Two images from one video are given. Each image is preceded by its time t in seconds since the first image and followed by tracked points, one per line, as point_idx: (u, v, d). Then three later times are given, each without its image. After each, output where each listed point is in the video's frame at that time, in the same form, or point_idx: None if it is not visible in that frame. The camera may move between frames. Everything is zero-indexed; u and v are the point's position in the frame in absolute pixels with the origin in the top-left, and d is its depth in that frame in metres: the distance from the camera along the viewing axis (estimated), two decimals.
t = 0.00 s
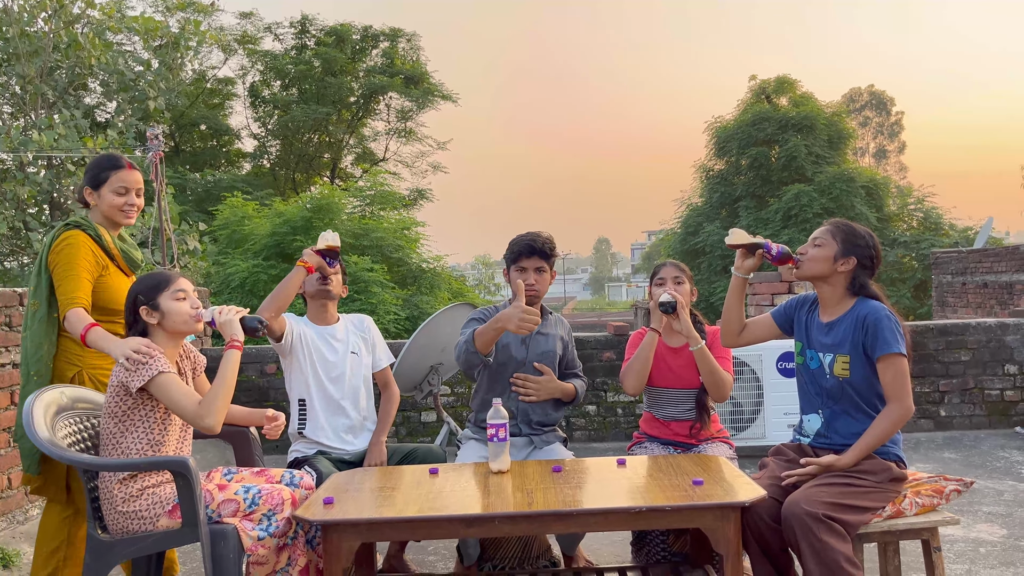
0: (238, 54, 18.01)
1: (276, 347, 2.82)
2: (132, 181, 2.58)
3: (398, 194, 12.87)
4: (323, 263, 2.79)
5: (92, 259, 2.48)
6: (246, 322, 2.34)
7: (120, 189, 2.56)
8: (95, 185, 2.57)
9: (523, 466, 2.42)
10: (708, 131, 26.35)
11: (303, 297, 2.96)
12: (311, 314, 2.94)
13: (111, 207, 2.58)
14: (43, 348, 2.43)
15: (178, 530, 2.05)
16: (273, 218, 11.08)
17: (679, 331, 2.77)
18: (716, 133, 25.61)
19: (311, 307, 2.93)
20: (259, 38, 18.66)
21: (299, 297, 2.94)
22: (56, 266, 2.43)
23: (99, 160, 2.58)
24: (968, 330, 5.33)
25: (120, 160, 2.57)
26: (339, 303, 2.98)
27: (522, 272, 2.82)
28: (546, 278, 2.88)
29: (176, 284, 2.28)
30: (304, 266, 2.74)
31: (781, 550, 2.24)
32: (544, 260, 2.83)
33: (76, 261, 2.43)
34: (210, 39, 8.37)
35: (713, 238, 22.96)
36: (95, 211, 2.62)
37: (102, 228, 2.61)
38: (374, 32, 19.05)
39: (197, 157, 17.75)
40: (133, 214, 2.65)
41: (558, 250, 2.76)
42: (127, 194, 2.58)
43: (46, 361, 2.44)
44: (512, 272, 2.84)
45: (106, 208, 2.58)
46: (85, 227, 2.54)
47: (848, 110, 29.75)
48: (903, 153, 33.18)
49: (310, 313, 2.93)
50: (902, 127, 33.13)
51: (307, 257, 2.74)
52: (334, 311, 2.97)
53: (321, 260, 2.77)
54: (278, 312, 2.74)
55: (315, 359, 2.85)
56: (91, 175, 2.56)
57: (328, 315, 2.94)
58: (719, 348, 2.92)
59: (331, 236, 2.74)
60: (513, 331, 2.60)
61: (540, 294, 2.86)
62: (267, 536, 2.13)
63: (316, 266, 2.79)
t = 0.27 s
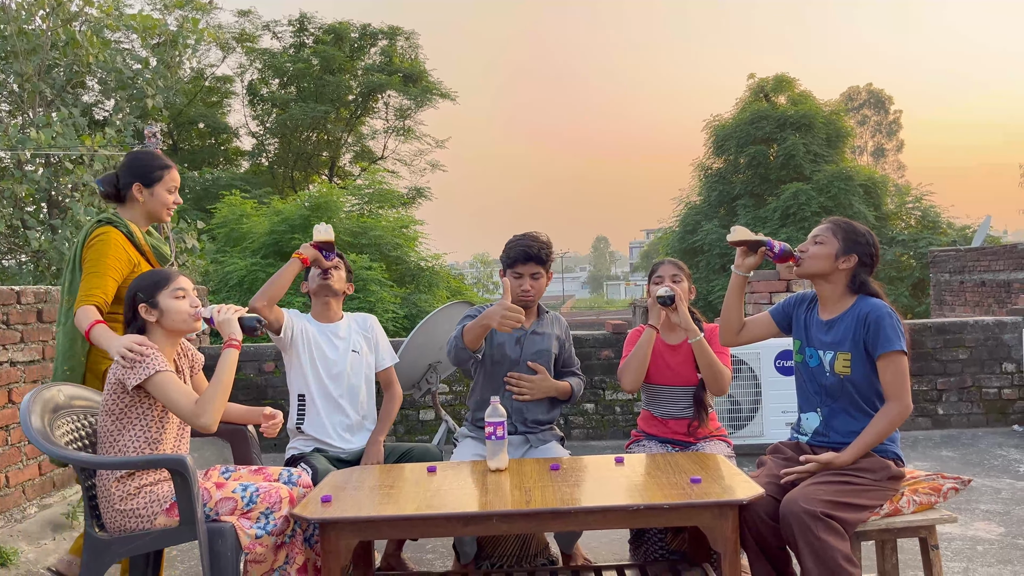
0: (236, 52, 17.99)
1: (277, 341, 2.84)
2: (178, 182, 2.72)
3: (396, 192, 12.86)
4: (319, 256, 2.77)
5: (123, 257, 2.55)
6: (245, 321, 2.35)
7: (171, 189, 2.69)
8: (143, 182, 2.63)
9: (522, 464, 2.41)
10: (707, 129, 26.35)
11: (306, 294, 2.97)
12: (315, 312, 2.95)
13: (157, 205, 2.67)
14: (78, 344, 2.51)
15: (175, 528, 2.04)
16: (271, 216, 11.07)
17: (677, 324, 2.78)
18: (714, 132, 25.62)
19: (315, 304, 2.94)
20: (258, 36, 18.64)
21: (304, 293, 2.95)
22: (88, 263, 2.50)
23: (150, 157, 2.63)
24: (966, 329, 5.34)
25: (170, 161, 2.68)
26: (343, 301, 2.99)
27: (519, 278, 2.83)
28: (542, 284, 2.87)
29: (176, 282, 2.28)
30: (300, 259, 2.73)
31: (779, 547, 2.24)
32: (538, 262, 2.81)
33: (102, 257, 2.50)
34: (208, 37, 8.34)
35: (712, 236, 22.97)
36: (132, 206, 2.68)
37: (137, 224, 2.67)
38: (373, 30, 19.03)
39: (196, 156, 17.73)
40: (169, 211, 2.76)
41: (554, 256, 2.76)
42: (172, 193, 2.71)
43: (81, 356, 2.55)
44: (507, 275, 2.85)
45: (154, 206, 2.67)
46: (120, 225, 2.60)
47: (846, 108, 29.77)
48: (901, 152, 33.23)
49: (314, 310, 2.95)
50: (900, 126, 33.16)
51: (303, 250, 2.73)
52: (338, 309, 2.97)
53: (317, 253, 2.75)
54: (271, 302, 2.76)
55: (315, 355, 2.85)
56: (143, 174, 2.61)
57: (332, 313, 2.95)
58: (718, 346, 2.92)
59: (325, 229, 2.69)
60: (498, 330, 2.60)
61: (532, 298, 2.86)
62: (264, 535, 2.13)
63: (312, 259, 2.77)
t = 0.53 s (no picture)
0: (235, 50, 17.96)
1: (279, 335, 2.84)
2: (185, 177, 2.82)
3: (395, 190, 12.85)
4: (322, 254, 2.76)
5: (131, 250, 2.63)
6: (243, 319, 2.34)
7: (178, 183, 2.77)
8: (150, 176, 2.71)
9: (521, 462, 2.41)
10: (706, 128, 26.35)
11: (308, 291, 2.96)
12: (317, 308, 2.94)
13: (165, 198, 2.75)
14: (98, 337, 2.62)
15: (173, 526, 2.04)
16: (270, 214, 11.06)
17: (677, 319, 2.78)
18: (713, 130, 25.62)
19: (317, 301, 2.93)
20: (256, 34, 18.61)
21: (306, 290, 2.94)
22: (91, 258, 2.57)
23: (156, 151, 2.72)
24: (965, 327, 5.35)
25: (177, 156, 2.76)
26: (346, 299, 2.97)
27: (517, 302, 2.78)
28: (540, 304, 2.80)
29: (173, 280, 2.27)
30: (304, 256, 2.71)
31: (778, 546, 2.24)
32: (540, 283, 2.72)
33: (105, 251, 2.57)
34: (207, 35, 8.32)
35: (711, 235, 22.98)
36: (138, 200, 2.74)
37: (143, 217, 2.75)
38: (372, 28, 19.01)
39: (194, 154, 17.71)
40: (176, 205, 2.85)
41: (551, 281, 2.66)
42: (179, 187, 2.80)
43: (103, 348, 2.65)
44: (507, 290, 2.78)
45: (162, 199, 2.74)
46: (125, 218, 2.66)
47: (845, 107, 29.77)
48: (900, 150, 33.25)
49: (316, 307, 2.94)
50: (899, 124, 33.18)
51: (306, 247, 2.71)
52: (341, 307, 2.96)
53: (320, 250, 2.74)
54: (273, 298, 2.75)
55: (317, 351, 2.85)
56: (150, 167, 2.69)
57: (335, 310, 2.94)
58: (718, 345, 2.92)
59: (327, 228, 2.69)
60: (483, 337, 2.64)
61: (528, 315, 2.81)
62: (263, 533, 2.12)
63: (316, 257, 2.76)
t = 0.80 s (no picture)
0: (234, 47, 17.93)
1: (280, 332, 2.83)
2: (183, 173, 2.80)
3: (394, 187, 12.84)
4: (323, 252, 2.75)
5: (129, 244, 2.63)
6: (242, 318, 2.34)
7: (175, 179, 2.76)
8: (146, 173, 2.71)
9: (520, 460, 2.41)
10: (706, 125, 26.33)
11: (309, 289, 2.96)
12: (319, 306, 2.94)
13: (161, 194, 2.74)
14: (101, 331, 2.65)
15: (173, 523, 2.04)
16: (269, 211, 11.05)
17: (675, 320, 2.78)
18: (713, 128, 25.60)
19: (319, 298, 2.93)
20: (256, 31, 18.58)
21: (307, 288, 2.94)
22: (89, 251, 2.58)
23: (150, 148, 2.71)
24: (965, 325, 5.34)
25: (173, 152, 2.74)
26: (347, 296, 2.97)
27: (515, 306, 2.77)
28: (539, 305, 2.79)
29: (173, 277, 2.27)
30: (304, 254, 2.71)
31: (777, 543, 2.24)
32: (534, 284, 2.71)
33: (101, 244, 2.57)
34: (207, 32, 8.30)
35: (710, 232, 22.98)
36: (138, 197, 2.76)
37: (142, 213, 2.75)
38: (371, 25, 18.98)
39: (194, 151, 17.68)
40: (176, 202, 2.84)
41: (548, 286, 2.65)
42: (176, 183, 2.78)
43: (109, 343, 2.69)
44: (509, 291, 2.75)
45: (158, 196, 2.74)
46: (124, 213, 2.66)
47: (845, 105, 29.76)
48: (900, 148, 33.23)
49: (318, 304, 2.94)
50: (898, 122, 33.15)
51: (307, 245, 2.71)
52: (342, 304, 2.96)
53: (321, 249, 2.74)
54: (275, 296, 2.74)
55: (318, 349, 2.85)
56: (145, 164, 2.69)
57: (335, 308, 2.94)
58: (718, 342, 2.92)
59: (328, 225, 2.70)
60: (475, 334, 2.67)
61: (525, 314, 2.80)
62: (263, 530, 2.12)
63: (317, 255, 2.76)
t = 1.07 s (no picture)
0: (234, 43, 17.89)
1: (279, 329, 2.83)
2: (181, 171, 2.75)
3: (394, 184, 12.83)
4: (319, 249, 2.75)
5: (125, 238, 2.63)
6: (241, 314, 2.34)
7: (171, 177, 2.72)
8: (144, 170, 2.69)
9: (519, 456, 2.41)
10: (705, 122, 26.31)
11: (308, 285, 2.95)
12: (317, 302, 2.93)
13: (157, 191, 2.71)
14: (94, 326, 2.63)
15: (172, 519, 2.04)
16: (269, 208, 11.04)
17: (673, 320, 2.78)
18: (713, 125, 25.57)
19: (317, 294, 2.92)
20: (255, 27, 18.55)
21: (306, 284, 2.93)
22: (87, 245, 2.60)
23: (148, 145, 2.70)
24: (964, 321, 5.35)
25: (169, 149, 2.70)
26: (345, 292, 2.96)
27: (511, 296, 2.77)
28: (536, 296, 2.79)
29: (173, 274, 2.26)
30: (299, 250, 2.71)
31: (776, 539, 2.24)
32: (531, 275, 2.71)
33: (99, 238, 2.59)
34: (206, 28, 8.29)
35: (710, 229, 22.97)
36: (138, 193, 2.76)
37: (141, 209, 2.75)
38: (371, 21, 18.94)
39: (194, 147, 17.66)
40: (176, 200, 2.81)
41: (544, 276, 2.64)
42: (174, 181, 2.74)
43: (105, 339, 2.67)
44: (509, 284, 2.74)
45: (155, 193, 2.72)
46: (122, 208, 2.66)
47: (845, 101, 29.74)
48: (900, 145, 33.20)
49: (316, 300, 2.93)
50: (898, 119, 33.13)
51: (303, 242, 2.72)
52: (340, 300, 2.95)
53: (317, 245, 2.73)
54: (270, 294, 2.75)
55: (317, 345, 2.84)
56: (143, 162, 2.67)
57: (334, 304, 2.94)
58: (717, 339, 2.92)
59: (322, 222, 2.68)
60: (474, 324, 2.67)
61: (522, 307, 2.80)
62: (262, 526, 2.12)
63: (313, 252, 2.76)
